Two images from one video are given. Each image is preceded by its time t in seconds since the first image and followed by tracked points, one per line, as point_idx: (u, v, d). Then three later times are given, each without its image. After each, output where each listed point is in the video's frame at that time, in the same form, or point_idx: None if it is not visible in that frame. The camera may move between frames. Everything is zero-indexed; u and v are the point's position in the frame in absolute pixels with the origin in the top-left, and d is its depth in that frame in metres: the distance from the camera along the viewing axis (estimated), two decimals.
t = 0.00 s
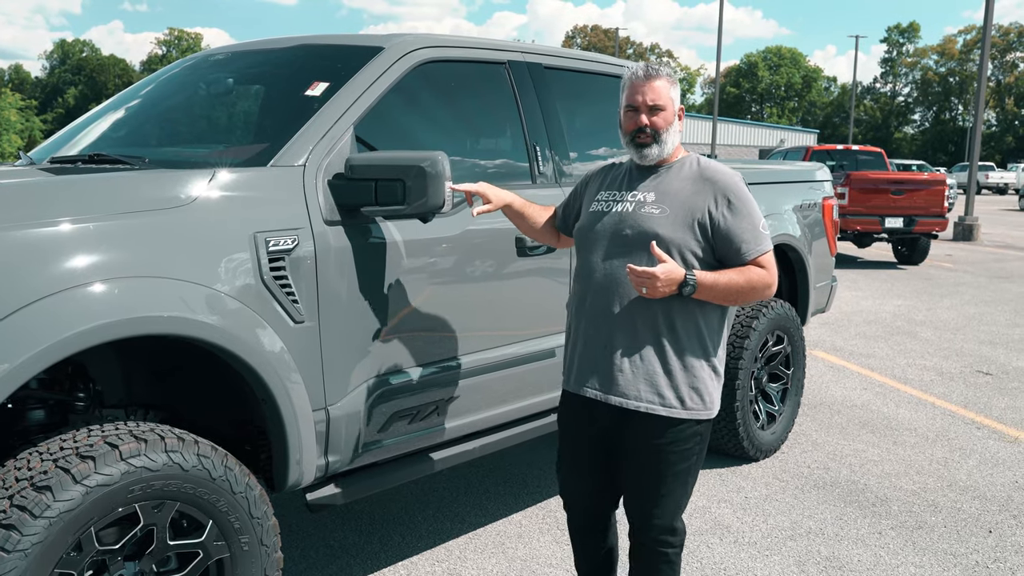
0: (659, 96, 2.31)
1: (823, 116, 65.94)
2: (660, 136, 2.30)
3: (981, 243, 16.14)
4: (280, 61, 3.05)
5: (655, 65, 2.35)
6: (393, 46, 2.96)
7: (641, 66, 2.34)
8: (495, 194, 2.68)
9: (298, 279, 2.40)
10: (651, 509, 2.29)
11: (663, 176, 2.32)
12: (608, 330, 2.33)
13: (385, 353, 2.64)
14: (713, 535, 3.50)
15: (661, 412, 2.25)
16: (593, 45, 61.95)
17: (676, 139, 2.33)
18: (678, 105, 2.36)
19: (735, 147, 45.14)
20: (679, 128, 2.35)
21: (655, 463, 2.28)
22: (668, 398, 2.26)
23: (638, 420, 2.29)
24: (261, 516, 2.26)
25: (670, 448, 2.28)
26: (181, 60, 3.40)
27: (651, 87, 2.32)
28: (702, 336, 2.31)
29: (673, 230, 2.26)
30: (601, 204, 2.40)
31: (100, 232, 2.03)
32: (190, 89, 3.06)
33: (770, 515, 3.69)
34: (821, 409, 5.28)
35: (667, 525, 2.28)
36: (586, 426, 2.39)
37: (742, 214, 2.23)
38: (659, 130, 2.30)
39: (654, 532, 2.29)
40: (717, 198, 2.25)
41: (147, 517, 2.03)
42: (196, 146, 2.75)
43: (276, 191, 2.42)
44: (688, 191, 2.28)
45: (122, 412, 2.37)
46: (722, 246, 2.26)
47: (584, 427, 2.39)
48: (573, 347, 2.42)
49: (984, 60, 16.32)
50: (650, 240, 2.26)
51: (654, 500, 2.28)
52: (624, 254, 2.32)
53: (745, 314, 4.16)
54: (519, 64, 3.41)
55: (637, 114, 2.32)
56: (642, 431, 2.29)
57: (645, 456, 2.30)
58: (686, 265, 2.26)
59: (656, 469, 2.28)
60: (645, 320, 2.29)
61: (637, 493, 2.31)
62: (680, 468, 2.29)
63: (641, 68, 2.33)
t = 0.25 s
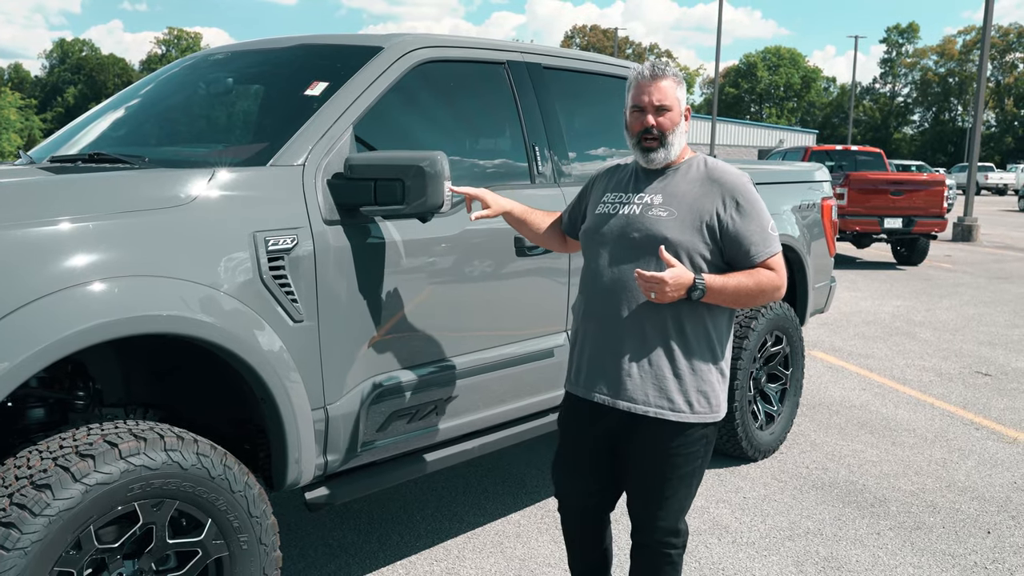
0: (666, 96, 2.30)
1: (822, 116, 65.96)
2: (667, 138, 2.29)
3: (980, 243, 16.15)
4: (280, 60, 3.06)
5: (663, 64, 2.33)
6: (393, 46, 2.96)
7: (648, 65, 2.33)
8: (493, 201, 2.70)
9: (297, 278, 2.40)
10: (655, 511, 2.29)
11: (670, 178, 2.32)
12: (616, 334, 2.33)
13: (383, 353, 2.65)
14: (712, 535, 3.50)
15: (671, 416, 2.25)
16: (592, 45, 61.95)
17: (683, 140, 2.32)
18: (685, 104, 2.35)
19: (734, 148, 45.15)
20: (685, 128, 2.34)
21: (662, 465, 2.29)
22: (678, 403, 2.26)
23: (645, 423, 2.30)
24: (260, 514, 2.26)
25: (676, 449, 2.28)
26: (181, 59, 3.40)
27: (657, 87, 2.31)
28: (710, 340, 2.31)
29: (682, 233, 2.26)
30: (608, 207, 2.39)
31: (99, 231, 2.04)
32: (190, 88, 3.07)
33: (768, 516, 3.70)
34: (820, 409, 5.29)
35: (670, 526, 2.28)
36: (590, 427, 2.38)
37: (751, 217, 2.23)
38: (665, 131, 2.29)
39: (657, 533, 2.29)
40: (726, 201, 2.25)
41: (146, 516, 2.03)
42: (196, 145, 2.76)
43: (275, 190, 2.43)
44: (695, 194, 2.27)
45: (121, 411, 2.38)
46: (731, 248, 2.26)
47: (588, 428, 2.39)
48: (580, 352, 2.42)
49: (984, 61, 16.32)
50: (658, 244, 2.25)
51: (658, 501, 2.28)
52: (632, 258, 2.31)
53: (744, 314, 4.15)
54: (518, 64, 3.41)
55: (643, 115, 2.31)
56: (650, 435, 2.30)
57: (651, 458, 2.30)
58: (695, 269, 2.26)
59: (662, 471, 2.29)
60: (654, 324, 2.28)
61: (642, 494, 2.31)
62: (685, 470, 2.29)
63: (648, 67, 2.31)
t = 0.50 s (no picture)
0: (668, 96, 2.29)
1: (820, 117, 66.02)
2: (669, 138, 2.29)
3: (977, 244, 16.17)
4: (279, 60, 3.05)
5: (665, 63, 2.32)
6: (392, 45, 2.96)
7: (650, 64, 2.32)
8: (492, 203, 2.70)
9: (295, 277, 2.40)
10: (655, 512, 2.29)
11: (672, 179, 2.32)
12: (618, 336, 2.33)
13: (381, 352, 2.65)
14: (709, 535, 3.50)
15: (672, 417, 2.25)
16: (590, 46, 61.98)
17: (686, 140, 2.31)
18: (688, 104, 2.34)
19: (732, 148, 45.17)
20: (688, 128, 2.33)
21: (663, 467, 2.29)
22: (679, 404, 2.26)
23: (646, 424, 2.29)
24: (258, 514, 2.26)
25: (677, 451, 2.28)
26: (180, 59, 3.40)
27: (659, 87, 2.29)
28: (712, 342, 2.31)
29: (684, 235, 2.25)
30: (610, 207, 2.39)
31: (97, 231, 2.04)
32: (188, 87, 3.06)
33: (765, 516, 3.70)
34: (817, 409, 5.29)
35: (671, 527, 2.28)
36: (591, 428, 2.39)
37: (753, 218, 2.23)
38: (667, 132, 2.29)
39: (658, 533, 2.29)
40: (729, 202, 2.25)
41: (143, 516, 2.03)
42: (194, 144, 2.75)
43: (273, 190, 2.43)
44: (698, 195, 2.27)
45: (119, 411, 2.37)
46: (733, 249, 2.26)
47: (589, 429, 2.39)
48: (581, 354, 2.41)
49: (981, 62, 16.34)
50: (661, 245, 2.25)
51: (659, 501, 2.28)
52: (634, 259, 2.31)
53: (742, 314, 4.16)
54: (516, 64, 3.41)
55: (646, 114, 2.30)
56: (651, 436, 2.30)
57: (652, 458, 2.30)
58: (698, 270, 2.26)
59: (662, 473, 2.29)
60: (656, 326, 2.28)
61: (643, 495, 2.31)
62: (686, 471, 2.29)
63: (650, 67, 2.30)
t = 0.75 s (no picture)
0: (668, 98, 2.29)
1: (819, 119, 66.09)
2: (669, 139, 2.29)
3: (976, 247, 16.19)
4: (278, 61, 3.06)
5: (667, 66, 2.32)
6: (391, 47, 2.97)
7: (651, 66, 2.31)
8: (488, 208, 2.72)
9: (293, 279, 2.40)
10: (655, 514, 2.29)
11: (672, 181, 2.32)
12: (618, 339, 2.33)
13: (378, 353, 2.65)
14: (707, 537, 3.51)
15: (671, 420, 2.26)
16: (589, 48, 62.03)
17: (685, 142, 2.31)
18: (688, 106, 2.33)
19: (731, 150, 45.21)
20: (687, 130, 2.33)
21: (662, 469, 2.29)
22: (678, 407, 2.26)
23: (646, 427, 2.29)
24: (256, 515, 2.26)
25: (676, 453, 2.29)
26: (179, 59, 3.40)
27: (660, 89, 2.29)
28: (712, 345, 2.31)
29: (684, 238, 2.26)
30: (610, 210, 2.40)
31: (96, 231, 2.04)
32: (187, 88, 3.07)
33: (763, 518, 3.70)
34: (815, 411, 5.30)
35: (670, 529, 2.29)
36: (590, 430, 2.39)
37: (753, 221, 2.23)
38: (666, 134, 2.29)
39: (656, 535, 2.29)
40: (728, 205, 2.25)
41: (141, 516, 2.03)
42: (193, 145, 2.76)
43: (272, 191, 2.43)
44: (698, 198, 2.27)
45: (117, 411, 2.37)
46: (733, 253, 2.26)
47: (589, 431, 2.39)
48: (581, 356, 2.42)
49: (980, 64, 16.36)
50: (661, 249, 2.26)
51: (658, 503, 2.28)
52: (634, 262, 2.31)
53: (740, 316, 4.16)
54: (515, 65, 3.42)
55: (646, 117, 2.30)
56: (650, 438, 2.30)
57: (651, 460, 2.30)
58: (697, 273, 2.26)
59: (662, 475, 2.29)
60: (655, 329, 2.29)
61: (642, 497, 2.32)
62: (685, 473, 2.30)
63: (651, 69, 2.30)
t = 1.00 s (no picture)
0: (670, 100, 2.28)
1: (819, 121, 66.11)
2: (671, 142, 2.27)
3: (976, 249, 16.18)
4: (278, 63, 3.06)
5: (668, 68, 2.32)
6: (391, 49, 2.97)
7: (652, 69, 2.31)
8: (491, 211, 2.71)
9: (292, 281, 2.41)
10: (655, 515, 2.29)
11: (673, 184, 2.32)
12: (618, 341, 2.33)
13: (378, 356, 2.65)
14: (706, 540, 3.51)
15: (670, 423, 2.26)
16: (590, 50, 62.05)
17: (687, 144, 2.30)
18: (689, 109, 2.33)
19: (731, 152, 45.22)
20: (690, 132, 2.32)
21: (662, 470, 2.29)
22: (677, 411, 2.26)
23: (646, 429, 2.29)
24: (255, 517, 2.26)
25: (676, 455, 2.29)
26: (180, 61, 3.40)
27: (662, 91, 2.28)
28: (712, 348, 2.31)
29: (685, 241, 2.26)
30: (611, 212, 2.40)
31: (95, 233, 2.04)
32: (187, 90, 3.07)
33: (763, 520, 3.70)
34: (815, 414, 5.29)
35: (670, 531, 2.28)
36: (591, 431, 2.39)
37: (754, 225, 2.24)
38: (670, 135, 2.27)
39: (656, 537, 2.29)
40: (730, 208, 2.25)
41: (140, 518, 2.03)
42: (193, 147, 2.76)
43: (270, 193, 2.43)
44: (699, 201, 2.27)
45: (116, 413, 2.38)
46: (734, 256, 2.26)
47: (590, 432, 2.39)
48: (581, 358, 2.41)
49: (980, 67, 16.36)
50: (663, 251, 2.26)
51: (657, 505, 2.28)
52: (635, 264, 2.31)
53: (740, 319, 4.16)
54: (515, 68, 3.42)
55: (648, 119, 2.30)
56: (650, 441, 2.30)
57: (651, 462, 2.30)
58: (698, 276, 2.26)
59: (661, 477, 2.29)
60: (656, 332, 2.29)
61: (642, 498, 2.31)
62: (685, 476, 2.30)
63: (652, 71, 2.30)
